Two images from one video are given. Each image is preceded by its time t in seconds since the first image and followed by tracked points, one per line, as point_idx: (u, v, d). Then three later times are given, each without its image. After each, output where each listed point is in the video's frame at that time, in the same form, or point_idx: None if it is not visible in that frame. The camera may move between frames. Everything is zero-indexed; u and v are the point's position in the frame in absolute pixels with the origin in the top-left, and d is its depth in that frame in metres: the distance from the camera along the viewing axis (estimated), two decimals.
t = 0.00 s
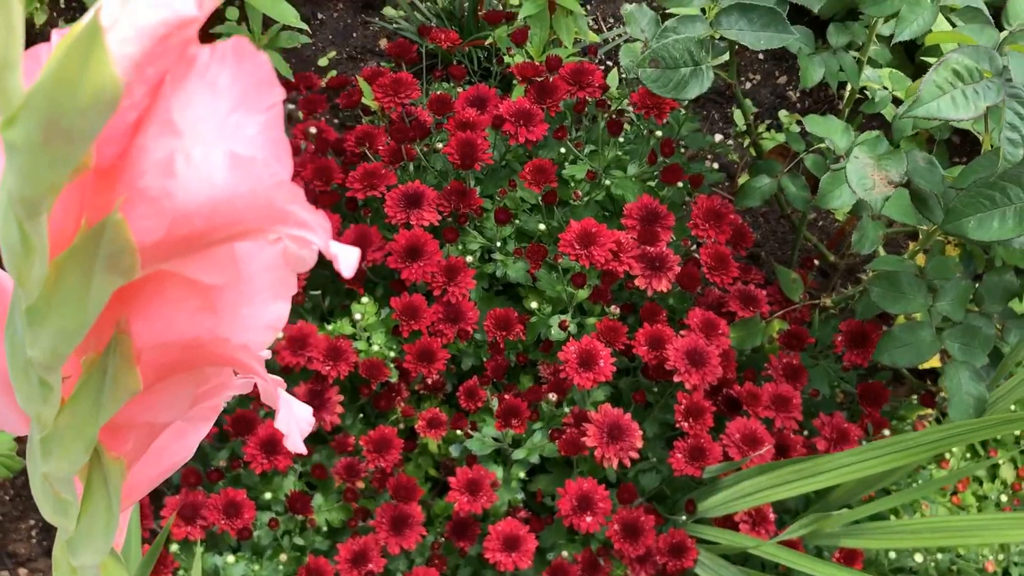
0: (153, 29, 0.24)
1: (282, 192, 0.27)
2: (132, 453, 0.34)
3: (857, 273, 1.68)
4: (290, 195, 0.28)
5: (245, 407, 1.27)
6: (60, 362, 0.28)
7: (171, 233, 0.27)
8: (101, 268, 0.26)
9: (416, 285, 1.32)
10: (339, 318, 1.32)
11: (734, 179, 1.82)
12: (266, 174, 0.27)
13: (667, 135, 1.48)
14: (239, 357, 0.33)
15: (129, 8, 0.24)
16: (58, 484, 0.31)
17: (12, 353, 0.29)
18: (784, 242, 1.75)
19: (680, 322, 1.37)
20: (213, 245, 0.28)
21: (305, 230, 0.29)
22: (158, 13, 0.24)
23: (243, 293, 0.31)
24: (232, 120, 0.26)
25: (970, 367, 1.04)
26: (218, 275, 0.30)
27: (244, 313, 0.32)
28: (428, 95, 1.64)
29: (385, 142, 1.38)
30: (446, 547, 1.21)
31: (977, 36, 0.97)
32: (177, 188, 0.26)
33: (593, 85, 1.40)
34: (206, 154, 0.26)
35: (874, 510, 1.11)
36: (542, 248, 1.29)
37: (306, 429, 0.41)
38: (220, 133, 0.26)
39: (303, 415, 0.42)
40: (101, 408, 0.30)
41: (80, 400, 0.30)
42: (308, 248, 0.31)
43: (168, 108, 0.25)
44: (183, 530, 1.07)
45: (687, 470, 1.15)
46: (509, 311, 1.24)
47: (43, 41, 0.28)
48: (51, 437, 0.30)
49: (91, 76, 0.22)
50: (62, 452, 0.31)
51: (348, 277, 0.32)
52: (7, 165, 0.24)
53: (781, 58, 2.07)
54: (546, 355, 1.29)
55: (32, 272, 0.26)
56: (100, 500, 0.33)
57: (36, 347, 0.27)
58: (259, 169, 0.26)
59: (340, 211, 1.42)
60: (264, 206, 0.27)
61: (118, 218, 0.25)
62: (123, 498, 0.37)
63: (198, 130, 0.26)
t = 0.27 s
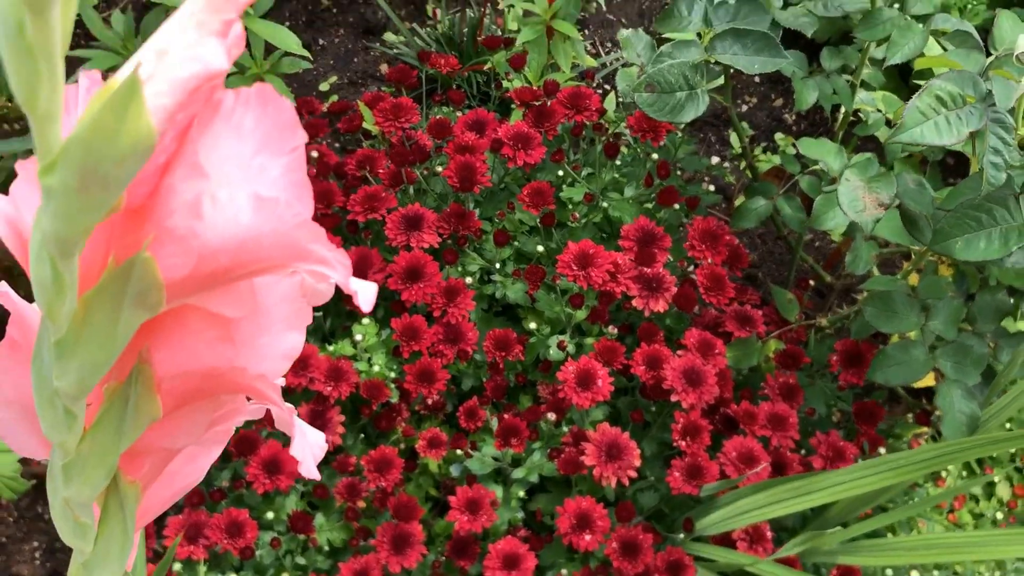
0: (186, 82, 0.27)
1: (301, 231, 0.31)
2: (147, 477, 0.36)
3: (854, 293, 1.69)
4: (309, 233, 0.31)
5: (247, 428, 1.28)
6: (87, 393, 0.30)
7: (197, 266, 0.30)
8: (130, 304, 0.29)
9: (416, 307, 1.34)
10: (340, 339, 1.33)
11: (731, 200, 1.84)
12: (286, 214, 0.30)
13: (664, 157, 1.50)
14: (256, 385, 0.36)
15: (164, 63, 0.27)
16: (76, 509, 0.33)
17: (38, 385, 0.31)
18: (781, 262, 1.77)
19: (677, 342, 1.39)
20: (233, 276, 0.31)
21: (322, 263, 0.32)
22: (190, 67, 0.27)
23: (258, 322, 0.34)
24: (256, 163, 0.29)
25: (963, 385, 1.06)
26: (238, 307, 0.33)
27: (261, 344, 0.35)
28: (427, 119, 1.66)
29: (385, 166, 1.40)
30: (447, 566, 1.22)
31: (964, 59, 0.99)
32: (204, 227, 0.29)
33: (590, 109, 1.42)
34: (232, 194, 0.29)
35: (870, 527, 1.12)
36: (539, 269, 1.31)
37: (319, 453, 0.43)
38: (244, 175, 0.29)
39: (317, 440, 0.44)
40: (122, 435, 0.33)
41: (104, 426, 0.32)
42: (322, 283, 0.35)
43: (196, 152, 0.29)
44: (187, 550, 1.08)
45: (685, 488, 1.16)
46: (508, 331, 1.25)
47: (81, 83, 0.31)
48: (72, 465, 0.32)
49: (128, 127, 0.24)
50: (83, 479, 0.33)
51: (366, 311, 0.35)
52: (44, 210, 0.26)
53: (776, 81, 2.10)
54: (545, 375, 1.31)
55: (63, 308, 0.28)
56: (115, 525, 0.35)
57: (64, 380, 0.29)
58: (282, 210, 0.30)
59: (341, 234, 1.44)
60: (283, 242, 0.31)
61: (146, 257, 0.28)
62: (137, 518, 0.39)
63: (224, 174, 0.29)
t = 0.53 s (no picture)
0: (231, 124, 0.29)
1: (328, 262, 0.33)
2: (165, 500, 0.38)
3: (848, 314, 1.71)
4: (337, 265, 0.33)
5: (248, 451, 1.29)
6: (119, 416, 0.32)
7: (229, 293, 0.32)
8: (166, 330, 0.31)
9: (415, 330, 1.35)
10: (340, 363, 1.35)
11: (726, 223, 1.86)
12: (316, 245, 0.32)
13: (659, 181, 1.52)
14: (277, 408, 0.37)
15: (212, 107, 0.29)
16: (102, 526, 0.35)
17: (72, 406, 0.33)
18: (776, 284, 1.79)
19: (674, 364, 1.40)
20: (261, 303, 0.33)
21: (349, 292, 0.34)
22: (235, 110, 0.29)
23: (283, 348, 0.36)
24: (289, 196, 0.31)
25: (956, 406, 1.07)
26: (263, 333, 0.35)
27: (284, 370, 0.37)
28: (426, 144, 1.69)
29: (385, 191, 1.42)
30: None
31: (955, 87, 1.01)
32: (237, 257, 0.31)
33: (587, 134, 1.44)
34: (265, 227, 0.31)
35: (866, 547, 1.13)
36: (538, 292, 1.33)
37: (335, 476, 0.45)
38: (277, 209, 0.31)
39: (333, 463, 0.45)
40: (149, 457, 0.35)
41: (133, 448, 0.34)
42: (344, 308, 0.37)
43: (232, 188, 0.30)
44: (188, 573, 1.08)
45: (682, 509, 1.17)
46: (506, 354, 1.26)
47: (121, 121, 0.35)
48: (100, 487, 0.34)
49: (177, 168, 0.27)
50: (109, 501, 0.34)
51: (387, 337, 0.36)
52: (92, 243, 0.28)
53: (769, 106, 2.13)
54: (543, 397, 1.32)
55: (103, 334, 0.30)
56: (137, 544, 0.37)
57: (98, 403, 0.32)
58: (311, 241, 0.32)
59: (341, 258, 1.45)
60: (310, 273, 0.33)
61: (182, 285, 0.31)
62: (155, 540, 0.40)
63: (258, 208, 0.31)
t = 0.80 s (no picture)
0: (213, 161, 0.28)
1: (313, 291, 0.33)
2: (162, 528, 0.37)
3: (841, 337, 1.73)
4: (321, 293, 0.33)
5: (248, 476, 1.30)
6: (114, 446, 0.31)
7: (218, 324, 0.32)
8: (156, 361, 0.30)
9: (414, 355, 1.37)
10: (339, 388, 1.36)
11: (720, 248, 1.88)
12: (301, 275, 0.32)
13: (654, 207, 1.54)
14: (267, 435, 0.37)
15: (194, 143, 0.28)
16: (98, 554, 0.34)
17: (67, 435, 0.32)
18: (770, 307, 1.81)
19: (670, 387, 1.42)
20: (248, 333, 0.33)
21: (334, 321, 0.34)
22: (219, 147, 0.28)
23: (271, 376, 0.36)
24: (274, 228, 0.31)
25: (949, 429, 1.09)
26: (251, 361, 0.35)
27: (273, 397, 0.37)
28: (423, 171, 1.71)
29: (383, 218, 1.44)
30: None
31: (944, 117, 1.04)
32: (225, 290, 0.31)
33: (582, 161, 1.47)
34: (251, 259, 0.31)
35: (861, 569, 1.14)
36: (535, 317, 1.34)
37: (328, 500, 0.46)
38: (262, 241, 0.31)
39: (325, 488, 0.46)
40: (145, 483, 0.34)
41: (129, 475, 0.33)
42: (331, 338, 0.37)
43: (218, 223, 0.30)
44: None
45: (680, 532, 1.18)
46: (504, 379, 1.28)
47: (114, 159, 0.35)
48: (98, 514, 0.33)
49: (163, 199, 0.25)
50: (107, 527, 0.33)
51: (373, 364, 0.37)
52: (81, 278, 0.26)
53: (762, 131, 2.16)
54: (541, 421, 1.33)
55: (94, 366, 0.29)
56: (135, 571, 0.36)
57: (93, 432, 0.30)
58: (296, 272, 0.32)
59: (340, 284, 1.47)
60: (296, 301, 0.33)
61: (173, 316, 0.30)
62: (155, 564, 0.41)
63: (245, 241, 0.31)
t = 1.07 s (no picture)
0: (222, 233, 0.31)
1: (319, 352, 0.34)
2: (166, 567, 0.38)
3: (836, 361, 1.74)
4: (326, 353, 0.34)
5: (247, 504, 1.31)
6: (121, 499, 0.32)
7: (224, 380, 0.33)
8: (164, 419, 0.31)
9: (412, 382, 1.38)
10: (339, 415, 1.37)
11: (715, 273, 1.89)
12: (305, 336, 0.34)
13: (649, 234, 1.56)
14: (274, 485, 0.37)
15: (204, 218, 0.31)
16: None
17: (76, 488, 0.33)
18: (765, 331, 1.82)
19: (666, 413, 1.43)
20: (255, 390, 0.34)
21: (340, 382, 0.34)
22: (226, 221, 0.31)
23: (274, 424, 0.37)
24: (279, 289, 0.33)
25: (943, 454, 1.10)
26: (258, 416, 0.36)
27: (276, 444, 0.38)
28: (421, 198, 1.73)
29: (381, 245, 1.46)
30: None
31: (933, 148, 1.06)
32: (231, 347, 0.33)
33: (578, 189, 1.49)
34: (257, 317, 0.33)
35: None
36: (532, 343, 1.34)
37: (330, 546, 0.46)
38: (267, 300, 0.33)
39: (328, 533, 0.47)
40: (152, 532, 0.35)
41: (135, 525, 0.34)
42: (332, 388, 0.38)
43: (225, 285, 0.32)
44: None
45: (677, 557, 1.19)
46: (502, 405, 1.29)
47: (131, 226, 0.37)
48: (104, 560, 0.34)
49: (172, 276, 0.27)
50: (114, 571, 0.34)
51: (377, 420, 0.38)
52: (93, 343, 0.28)
53: (755, 157, 2.18)
54: (538, 447, 1.34)
55: (104, 425, 0.31)
56: None
57: (101, 485, 0.32)
58: (300, 332, 0.34)
59: (339, 311, 1.48)
60: (301, 360, 0.34)
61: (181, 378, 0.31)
62: None
63: (251, 301, 0.33)
